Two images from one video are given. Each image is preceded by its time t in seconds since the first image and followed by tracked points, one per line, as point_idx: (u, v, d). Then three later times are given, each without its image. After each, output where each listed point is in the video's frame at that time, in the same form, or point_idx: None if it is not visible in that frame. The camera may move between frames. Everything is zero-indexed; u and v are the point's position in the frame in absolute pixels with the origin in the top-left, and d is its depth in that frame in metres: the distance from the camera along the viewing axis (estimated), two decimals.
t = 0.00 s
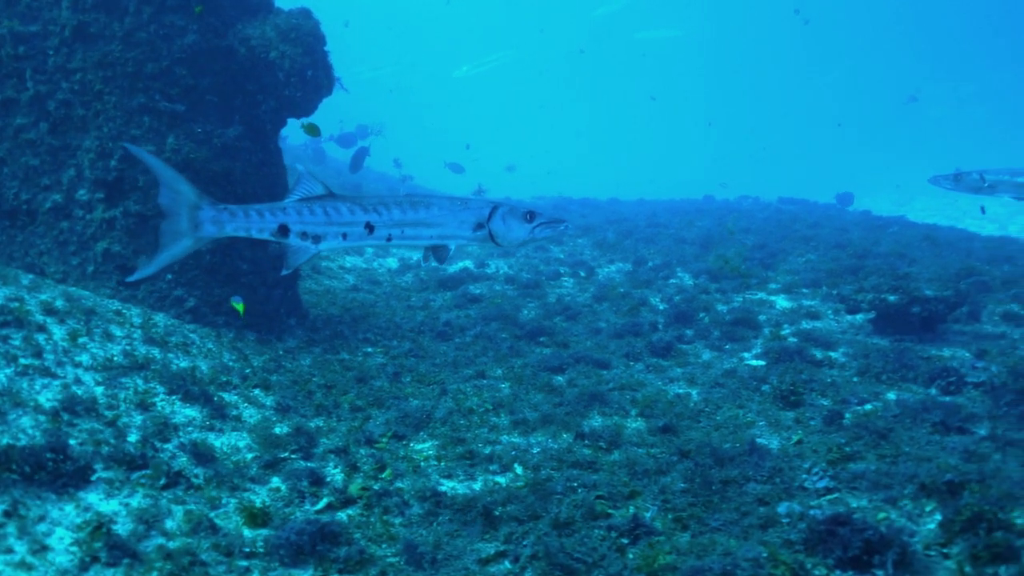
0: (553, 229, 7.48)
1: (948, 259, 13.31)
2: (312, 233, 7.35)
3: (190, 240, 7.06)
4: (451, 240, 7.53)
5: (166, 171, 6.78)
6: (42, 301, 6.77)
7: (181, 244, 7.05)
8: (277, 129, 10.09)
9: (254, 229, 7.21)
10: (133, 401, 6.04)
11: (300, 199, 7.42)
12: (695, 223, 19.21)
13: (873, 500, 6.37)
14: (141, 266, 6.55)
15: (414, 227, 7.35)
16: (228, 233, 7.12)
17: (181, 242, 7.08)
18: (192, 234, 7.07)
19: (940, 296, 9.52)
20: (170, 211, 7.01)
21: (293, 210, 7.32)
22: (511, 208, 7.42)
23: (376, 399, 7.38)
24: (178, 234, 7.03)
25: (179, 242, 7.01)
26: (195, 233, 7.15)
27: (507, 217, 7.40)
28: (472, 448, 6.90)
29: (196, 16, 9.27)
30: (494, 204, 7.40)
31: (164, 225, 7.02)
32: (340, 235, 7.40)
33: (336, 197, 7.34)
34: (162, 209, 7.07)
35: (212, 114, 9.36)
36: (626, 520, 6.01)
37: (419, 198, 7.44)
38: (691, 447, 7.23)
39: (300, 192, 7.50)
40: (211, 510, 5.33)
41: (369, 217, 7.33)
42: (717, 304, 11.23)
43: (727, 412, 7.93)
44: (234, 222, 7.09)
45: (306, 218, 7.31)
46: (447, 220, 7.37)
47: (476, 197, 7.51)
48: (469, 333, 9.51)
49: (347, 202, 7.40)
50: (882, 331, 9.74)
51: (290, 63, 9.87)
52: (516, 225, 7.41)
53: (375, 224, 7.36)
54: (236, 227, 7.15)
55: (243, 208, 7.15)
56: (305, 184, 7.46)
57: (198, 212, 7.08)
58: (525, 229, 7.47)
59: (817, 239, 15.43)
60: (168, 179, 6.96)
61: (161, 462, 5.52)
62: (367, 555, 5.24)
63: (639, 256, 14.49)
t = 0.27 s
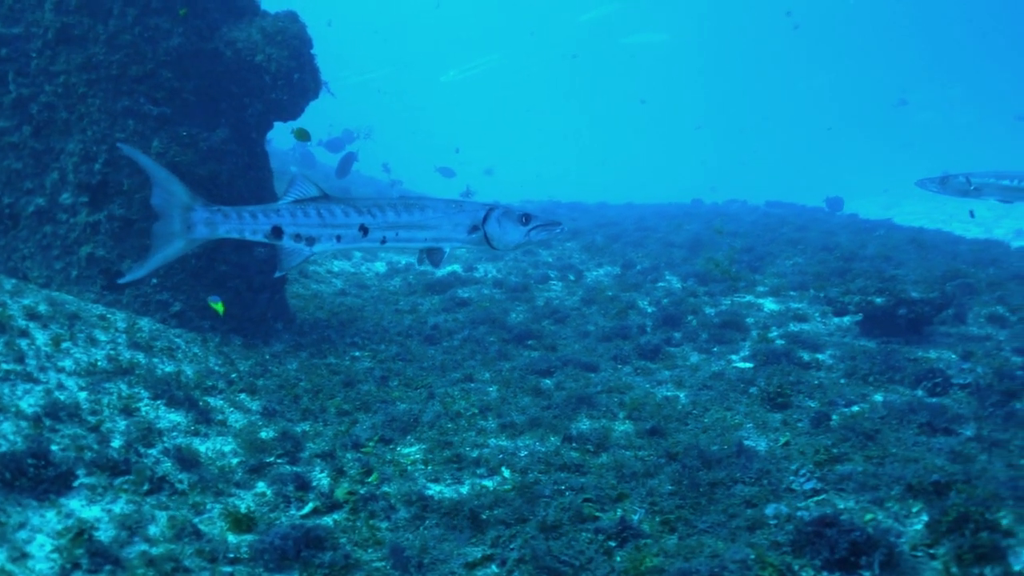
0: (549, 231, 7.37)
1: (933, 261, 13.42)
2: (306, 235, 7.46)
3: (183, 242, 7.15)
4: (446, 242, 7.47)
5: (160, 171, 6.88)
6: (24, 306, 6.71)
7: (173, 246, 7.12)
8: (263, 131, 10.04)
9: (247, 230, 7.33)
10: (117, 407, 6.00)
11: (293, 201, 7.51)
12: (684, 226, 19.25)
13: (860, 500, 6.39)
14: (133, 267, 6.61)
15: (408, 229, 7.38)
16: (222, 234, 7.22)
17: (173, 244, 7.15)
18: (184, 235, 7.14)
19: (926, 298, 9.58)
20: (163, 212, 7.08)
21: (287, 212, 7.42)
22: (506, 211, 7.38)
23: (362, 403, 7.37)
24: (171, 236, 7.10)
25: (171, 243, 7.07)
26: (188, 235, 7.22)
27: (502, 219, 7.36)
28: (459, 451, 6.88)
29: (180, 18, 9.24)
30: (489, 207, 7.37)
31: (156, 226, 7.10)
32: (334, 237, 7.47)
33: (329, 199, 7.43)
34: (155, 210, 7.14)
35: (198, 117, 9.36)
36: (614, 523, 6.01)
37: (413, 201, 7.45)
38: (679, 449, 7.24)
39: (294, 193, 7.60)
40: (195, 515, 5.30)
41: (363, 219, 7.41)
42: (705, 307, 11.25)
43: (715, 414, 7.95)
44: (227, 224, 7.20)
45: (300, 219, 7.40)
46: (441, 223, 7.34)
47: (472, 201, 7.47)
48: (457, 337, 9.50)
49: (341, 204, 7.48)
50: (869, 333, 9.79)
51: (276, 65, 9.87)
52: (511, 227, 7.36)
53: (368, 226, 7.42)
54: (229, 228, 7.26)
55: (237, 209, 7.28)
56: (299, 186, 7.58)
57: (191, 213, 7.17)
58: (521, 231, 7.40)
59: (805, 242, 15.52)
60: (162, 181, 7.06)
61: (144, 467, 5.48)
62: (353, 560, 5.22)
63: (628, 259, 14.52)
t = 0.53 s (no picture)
0: (542, 235, 7.54)
1: (917, 263, 13.53)
2: (297, 238, 7.36)
3: (172, 245, 7.08)
4: (437, 245, 7.52)
5: (150, 173, 6.81)
6: (3, 311, 6.65)
7: (162, 249, 7.04)
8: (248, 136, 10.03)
9: (237, 234, 7.17)
10: (98, 413, 5.96)
11: (285, 204, 7.37)
12: (671, 229, 19.33)
13: (845, 502, 6.43)
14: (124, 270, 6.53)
15: (401, 232, 7.35)
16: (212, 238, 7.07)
17: (162, 246, 7.07)
18: (174, 238, 7.07)
19: (910, 300, 9.65)
20: (152, 214, 6.98)
21: (278, 215, 7.31)
22: (499, 214, 7.51)
23: (347, 407, 7.35)
24: (160, 238, 7.02)
25: (161, 246, 7.00)
26: (177, 237, 7.15)
27: (496, 223, 7.49)
28: (444, 456, 6.88)
29: (162, 23, 9.22)
30: (482, 210, 7.47)
31: (145, 228, 7.01)
32: (326, 240, 7.38)
33: (321, 202, 7.31)
34: (144, 212, 7.04)
35: (180, 121, 9.34)
36: (600, 526, 6.01)
37: (406, 204, 7.40)
38: (665, 452, 7.26)
39: (284, 195, 7.37)
40: (176, 522, 5.26)
41: (355, 222, 7.34)
42: (690, 310, 11.29)
43: (701, 416, 7.97)
44: (218, 228, 7.04)
45: (291, 222, 7.25)
46: (434, 225, 7.36)
47: (464, 203, 7.53)
48: (443, 341, 9.50)
49: (334, 206, 7.37)
50: (854, 335, 9.87)
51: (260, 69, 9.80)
52: (504, 230, 7.50)
53: (361, 229, 7.35)
54: (219, 232, 7.10)
55: (227, 212, 7.13)
56: (290, 189, 7.35)
57: (181, 216, 7.02)
58: (514, 234, 7.53)
59: (790, 245, 15.63)
60: (151, 183, 6.97)
61: (125, 474, 5.43)
62: (336, 565, 5.19)
63: (614, 263, 14.57)
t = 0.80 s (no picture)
0: (535, 238, 7.46)
1: (899, 268, 13.67)
2: (285, 240, 7.31)
3: (161, 247, 6.92)
4: (428, 249, 7.50)
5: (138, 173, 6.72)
6: None
7: (150, 251, 6.89)
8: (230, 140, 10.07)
9: (226, 236, 7.18)
10: (75, 419, 5.89)
11: (273, 207, 7.42)
12: (655, 235, 19.41)
13: (827, 505, 6.47)
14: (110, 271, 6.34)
15: (391, 235, 7.38)
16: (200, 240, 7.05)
17: (150, 249, 6.91)
18: (162, 240, 6.93)
19: (891, 304, 9.80)
20: (139, 215, 6.85)
21: (267, 217, 7.34)
22: (491, 217, 7.42)
23: (330, 412, 7.33)
24: (148, 240, 6.86)
25: (148, 248, 6.84)
26: (165, 240, 6.99)
27: (487, 226, 7.38)
28: (427, 460, 6.88)
29: (143, 26, 9.24)
30: (474, 213, 7.40)
31: (133, 230, 6.86)
32: (315, 243, 7.39)
33: (310, 204, 7.35)
34: (131, 214, 6.90)
35: (161, 125, 9.32)
36: (582, 530, 6.01)
37: (396, 207, 7.44)
38: (648, 456, 7.27)
39: (274, 199, 7.49)
40: (154, 529, 5.21)
41: (344, 224, 7.38)
42: (674, 314, 11.33)
43: (684, 420, 8.00)
44: (206, 230, 7.03)
45: (280, 225, 7.33)
46: (425, 228, 7.35)
47: (454, 206, 7.48)
48: (427, 346, 9.49)
49: (323, 209, 7.39)
50: (836, 339, 9.96)
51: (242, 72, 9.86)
52: (496, 234, 7.40)
53: (350, 232, 7.39)
54: (207, 234, 7.05)
55: (216, 214, 7.15)
56: (279, 191, 7.41)
57: (169, 218, 6.95)
58: (506, 237, 7.44)
59: (773, 249, 15.76)
60: (140, 183, 6.86)
61: (102, 480, 5.36)
62: (316, 571, 5.16)
63: (598, 267, 14.63)
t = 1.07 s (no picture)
0: (525, 243, 7.52)
1: (881, 274, 13.81)
2: (275, 243, 7.39)
3: (149, 249, 6.96)
4: (419, 252, 7.56)
5: (127, 176, 6.74)
6: None
7: (138, 253, 6.92)
8: (213, 143, 10.05)
9: (215, 238, 7.20)
10: (53, 424, 5.80)
11: (263, 209, 7.48)
12: (640, 240, 19.48)
13: (810, 509, 6.51)
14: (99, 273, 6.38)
15: (381, 238, 7.44)
16: (188, 242, 7.05)
17: (138, 251, 6.94)
18: (150, 243, 6.96)
19: (874, 309, 9.96)
20: (128, 218, 6.87)
21: (257, 220, 7.37)
22: (482, 221, 7.51)
23: (312, 417, 7.31)
24: (136, 243, 6.89)
25: (136, 250, 6.87)
26: (153, 242, 7.04)
27: (478, 230, 7.48)
28: (410, 465, 6.87)
29: (124, 28, 9.22)
30: (465, 217, 7.50)
31: (121, 232, 6.88)
32: (305, 246, 7.43)
33: (301, 207, 7.39)
34: (119, 216, 6.91)
35: (144, 129, 9.28)
36: (565, 535, 6.01)
37: (387, 211, 7.54)
38: (632, 461, 7.29)
39: (264, 202, 7.56)
40: (132, 535, 5.15)
41: (335, 228, 7.41)
42: (658, 320, 11.38)
43: (668, 425, 8.03)
44: (195, 231, 7.07)
45: (269, 227, 7.38)
46: (416, 232, 7.42)
47: (446, 210, 7.55)
48: (411, 351, 9.49)
49: (312, 212, 7.45)
50: (819, 344, 10.05)
51: (225, 76, 9.87)
52: (488, 238, 7.51)
53: (340, 235, 7.43)
54: (196, 236, 7.09)
55: (204, 217, 7.17)
56: (269, 194, 7.50)
57: (158, 220, 7.02)
58: (498, 241, 7.54)
59: (757, 255, 15.88)
60: (128, 185, 6.87)
61: (79, 486, 5.27)
62: None
63: (583, 273, 14.67)
